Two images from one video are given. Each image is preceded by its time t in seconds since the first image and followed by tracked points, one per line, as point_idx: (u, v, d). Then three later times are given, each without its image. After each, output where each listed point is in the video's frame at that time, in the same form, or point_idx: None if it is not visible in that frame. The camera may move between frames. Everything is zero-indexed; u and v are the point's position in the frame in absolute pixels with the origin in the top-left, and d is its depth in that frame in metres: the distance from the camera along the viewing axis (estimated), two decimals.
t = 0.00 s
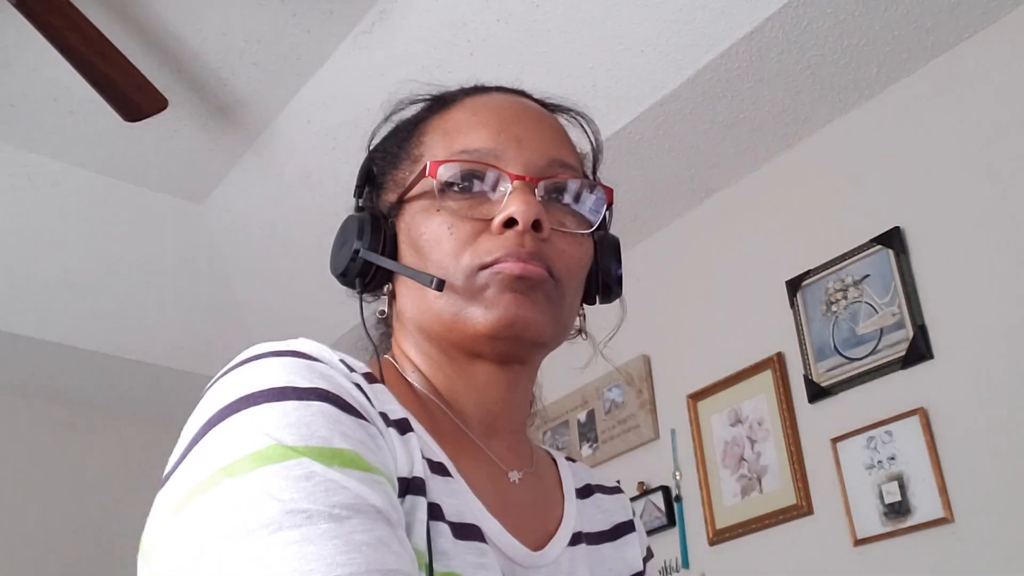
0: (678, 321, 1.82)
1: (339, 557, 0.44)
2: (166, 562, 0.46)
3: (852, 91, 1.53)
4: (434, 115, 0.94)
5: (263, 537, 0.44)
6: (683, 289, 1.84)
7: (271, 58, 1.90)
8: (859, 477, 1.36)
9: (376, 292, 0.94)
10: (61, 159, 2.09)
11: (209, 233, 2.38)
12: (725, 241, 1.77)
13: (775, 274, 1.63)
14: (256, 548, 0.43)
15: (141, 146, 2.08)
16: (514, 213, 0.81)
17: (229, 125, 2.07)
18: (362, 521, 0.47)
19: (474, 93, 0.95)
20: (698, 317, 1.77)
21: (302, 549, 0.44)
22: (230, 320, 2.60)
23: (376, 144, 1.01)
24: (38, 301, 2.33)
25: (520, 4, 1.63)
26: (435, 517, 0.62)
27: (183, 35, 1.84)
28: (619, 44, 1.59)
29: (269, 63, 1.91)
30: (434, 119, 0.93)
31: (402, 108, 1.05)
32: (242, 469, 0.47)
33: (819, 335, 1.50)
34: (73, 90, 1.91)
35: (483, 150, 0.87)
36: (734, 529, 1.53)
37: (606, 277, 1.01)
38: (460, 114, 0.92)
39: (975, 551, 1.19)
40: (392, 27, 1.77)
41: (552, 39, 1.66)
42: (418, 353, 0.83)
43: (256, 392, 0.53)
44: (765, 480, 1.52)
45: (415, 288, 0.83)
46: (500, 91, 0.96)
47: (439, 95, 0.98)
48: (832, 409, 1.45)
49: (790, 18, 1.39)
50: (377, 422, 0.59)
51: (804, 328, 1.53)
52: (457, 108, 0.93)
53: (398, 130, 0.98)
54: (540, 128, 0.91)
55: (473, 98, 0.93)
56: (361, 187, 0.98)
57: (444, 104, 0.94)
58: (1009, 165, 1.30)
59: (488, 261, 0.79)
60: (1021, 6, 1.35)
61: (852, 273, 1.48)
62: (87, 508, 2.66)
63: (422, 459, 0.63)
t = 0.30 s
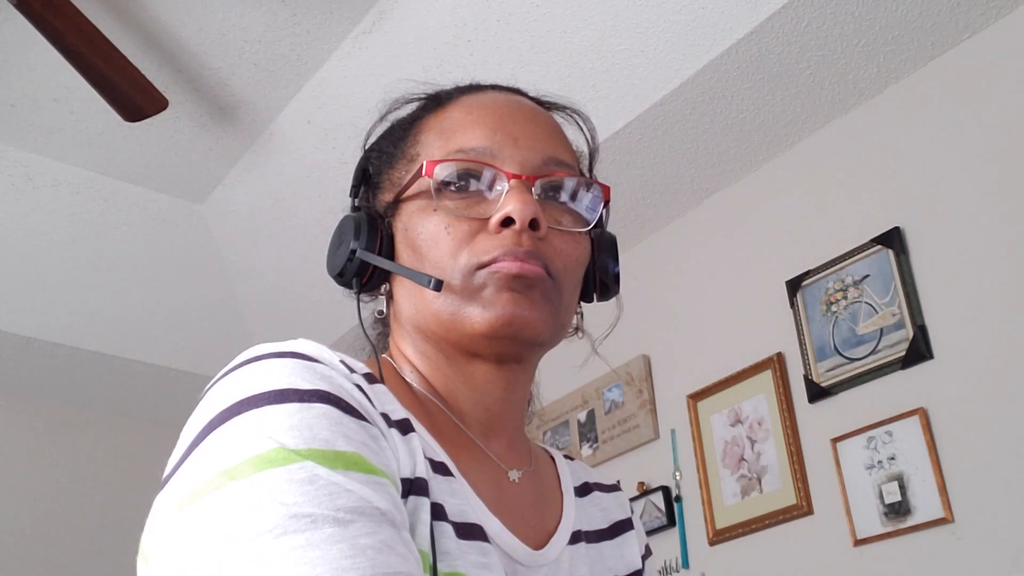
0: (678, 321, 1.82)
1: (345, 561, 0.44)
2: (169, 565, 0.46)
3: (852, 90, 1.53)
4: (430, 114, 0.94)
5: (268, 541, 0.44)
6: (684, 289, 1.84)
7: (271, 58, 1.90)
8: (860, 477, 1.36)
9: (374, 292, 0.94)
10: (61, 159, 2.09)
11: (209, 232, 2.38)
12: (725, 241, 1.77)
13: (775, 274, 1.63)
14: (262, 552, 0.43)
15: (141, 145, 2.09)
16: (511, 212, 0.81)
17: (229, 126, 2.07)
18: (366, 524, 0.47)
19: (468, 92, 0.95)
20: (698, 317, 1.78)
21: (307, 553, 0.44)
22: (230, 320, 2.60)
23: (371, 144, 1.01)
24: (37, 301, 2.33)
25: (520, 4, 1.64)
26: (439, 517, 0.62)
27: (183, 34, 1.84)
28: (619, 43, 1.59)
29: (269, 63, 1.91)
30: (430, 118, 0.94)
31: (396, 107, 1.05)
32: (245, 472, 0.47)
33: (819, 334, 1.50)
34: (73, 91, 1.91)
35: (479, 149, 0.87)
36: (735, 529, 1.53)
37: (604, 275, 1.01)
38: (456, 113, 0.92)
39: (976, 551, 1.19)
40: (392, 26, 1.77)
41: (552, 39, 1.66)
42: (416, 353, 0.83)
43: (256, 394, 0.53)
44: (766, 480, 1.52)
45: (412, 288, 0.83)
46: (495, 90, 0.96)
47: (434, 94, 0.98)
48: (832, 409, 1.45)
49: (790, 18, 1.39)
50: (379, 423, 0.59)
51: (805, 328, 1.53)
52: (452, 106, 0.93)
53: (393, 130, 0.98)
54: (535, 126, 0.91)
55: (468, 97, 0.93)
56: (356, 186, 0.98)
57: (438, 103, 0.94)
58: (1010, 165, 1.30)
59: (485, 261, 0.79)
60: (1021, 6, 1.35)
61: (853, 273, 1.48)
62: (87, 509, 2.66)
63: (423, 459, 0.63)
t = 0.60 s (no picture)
0: (677, 321, 1.83)
1: (347, 561, 0.44)
2: (169, 565, 0.46)
3: (852, 90, 1.54)
4: (431, 114, 0.94)
5: (269, 540, 0.44)
6: (683, 289, 1.84)
7: (271, 58, 1.90)
8: (860, 477, 1.36)
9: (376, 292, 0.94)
10: (61, 159, 2.10)
11: (209, 232, 2.39)
12: (725, 241, 1.77)
13: (775, 273, 1.63)
14: (264, 551, 0.43)
15: (141, 145, 2.10)
16: (513, 212, 0.81)
17: (229, 126, 2.07)
18: (367, 523, 0.47)
19: (470, 91, 0.95)
20: (697, 317, 1.78)
21: (308, 553, 0.44)
22: (230, 320, 2.60)
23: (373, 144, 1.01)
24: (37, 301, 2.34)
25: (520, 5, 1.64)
26: (441, 517, 0.61)
27: (182, 34, 1.84)
28: (618, 44, 1.60)
29: (269, 63, 1.92)
30: (431, 118, 0.94)
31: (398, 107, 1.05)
32: (246, 472, 0.47)
33: (819, 335, 1.50)
34: (73, 91, 1.91)
35: (481, 148, 0.87)
36: (734, 529, 1.54)
37: (605, 275, 1.01)
38: (458, 112, 0.92)
39: (976, 551, 1.19)
40: (392, 26, 1.77)
41: (552, 39, 1.66)
42: (418, 352, 0.83)
43: (258, 394, 0.53)
44: (766, 480, 1.52)
45: (414, 287, 0.84)
46: (496, 89, 0.96)
47: (436, 94, 0.98)
48: (832, 409, 1.45)
49: (789, 18, 1.39)
50: (381, 423, 0.59)
51: (805, 328, 1.53)
52: (454, 105, 0.93)
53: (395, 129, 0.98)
54: (537, 125, 0.91)
55: (469, 96, 0.93)
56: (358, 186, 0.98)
57: (440, 103, 0.95)
58: (1011, 164, 1.30)
59: (487, 260, 0.79)
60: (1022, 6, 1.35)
61: (853, 273, 1.48)
62: (87, 509, 2.66)
63: (425, 459, 0.63)
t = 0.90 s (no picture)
0: (678, 321, 1.82)
1: (342, 563, 0.43)
2: (164, 567, 0.45)
3: (853, 90, 1.53)
4: (432, 114, 0.94)
5: (265, 542, 0.43)
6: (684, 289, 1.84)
7: (270, 57, 1.90)
8: (860, 477, 1.36)
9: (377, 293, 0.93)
10: (59, 159, 2.11)
11: (208, 233, 2.39)
12: (726, 241, 1.76)
13: (776, 273, 1.63)
14: (259, 552, 0.43)
15: (140, 145, 2.10)
16: (514, 212, 0.80)
17: (228, 125, 2.07)
18: (364, 525, 0.47)
19: (471, 91, 0.94)
20: (697, 317, 1.77)
21: (304, 555, 0.43)
22: (229, 320, 2.60)
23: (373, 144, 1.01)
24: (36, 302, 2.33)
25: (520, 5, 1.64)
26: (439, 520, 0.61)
27: (181, 34, 1.84)
28: (619, 42, 1.59)
29: (268, 63, 1.91)
30: (432, 118, 0.93)
31: (398, 107, 1.05)
32: (243, 473, 0.47)
33: (820, 335, 1.49)
34: (72, 90, 1.91)
35: (483, 148, 0.86)
36: (735, 530, 1.53)
37: (606, 275, 1.00)
38: (459, 112, 0.91)
39: (978, 552, 1.18)
40: (392, 25, 1.77)
41: (552, 39, 1.65)
42: (418, 353, 0.83)
43: (255, 395, 0.52)
44: (766, 481, 1.51)
45: (415, 287, 0.83)
46: (497, 89, 0.95)
47: (438, 93, 0.97)
48: (833, 410, 1.44)
49: (790, 18, 1.39)
50: (379, 424, 0.59)
51: (805, 329, 1.52)
52: (455, 105, 0.92)
53: (395, 129, 0.97)
54: (539, 125, 0.90)
55: (470, 96, 0.93)
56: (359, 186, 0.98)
57: (441, 103, 0.94)
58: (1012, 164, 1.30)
59: (488, 260, 0.79)
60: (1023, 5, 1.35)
61: (853, 273, 1.47)
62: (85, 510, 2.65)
63: (424, 461, 0.63)
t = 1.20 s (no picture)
0: (678, 321, 1.82)
1: (338, 560, 0.44)
2: (161, 564, 0.46)
3: (852, 90, 1.53)
4: (433, 116, 0.94)
5: (261, 540, 0.44)
6: (684, 289, 1.84)
7: (271, 58, 1.91)
8: (860, 477, 1.36)
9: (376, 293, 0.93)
10: (60, 159, 2.11)
11: (208, 233, 2.39)
12: (726, 241, 1.77)
13: (775, 274, 1.63)
14: (255, 549, 0.43)
15: (140, 145, 2.10)
16: (515, 222, 0.80)
17: (229, 125, 2.07)
18: (359, 523, 0.47)
19: (472, 95, 0.95)
20: (698, 317, 1.77)
21: (299, 552, 0.43)
22: (230, 320, 2.60)
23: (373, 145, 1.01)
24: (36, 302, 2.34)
25: (519, 6, 1.64)
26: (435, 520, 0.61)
27: (182, 34, 1.84)
28: (618, 42, 1.59)
29: (268, 63, 1.92)
30: (433, 120, 0.93)
31: (398, 107, 1.05)
32: (239, 471, 0.47)
33: (819, 334, 1.50)
34: (73, 90, 1.92)
35: (484, 154, 0.86)
36: (735, 529, 1.53)
37: (604, 277, 1.00)
38: (460, 116, 0.91)
39: (977, 552, 1.18)
40: (392, 26, 1.77)
41: (552, 39, 1.66)
42: (416, 355, 0.83)
43: (253, 394, 0.52)
44: (766, 480, 1.52)
45: (414, 291, 0.83)
46: (499, 93, 0.95)
47: (439, 93, 0.97)
48: (833, 409, 1.44)
49: (789, 18, 1.39)
50: (376, 424, 0.59)
51: (805, 329, 1.52)
52: (457, 109, 0.92)
53: (395, 130, 0.97)
54: (540, 132, 0.91)
55: (472, 100, 0.93)
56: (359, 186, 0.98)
57: (443, 106, 0.94)
58: (1012, 164, 1.30)
59: (487, 268, 0.79)
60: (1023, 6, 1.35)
61: (853, 273, 1.48)
62: (86, 509, 2.66)
63: (420, 460, 0.63)
